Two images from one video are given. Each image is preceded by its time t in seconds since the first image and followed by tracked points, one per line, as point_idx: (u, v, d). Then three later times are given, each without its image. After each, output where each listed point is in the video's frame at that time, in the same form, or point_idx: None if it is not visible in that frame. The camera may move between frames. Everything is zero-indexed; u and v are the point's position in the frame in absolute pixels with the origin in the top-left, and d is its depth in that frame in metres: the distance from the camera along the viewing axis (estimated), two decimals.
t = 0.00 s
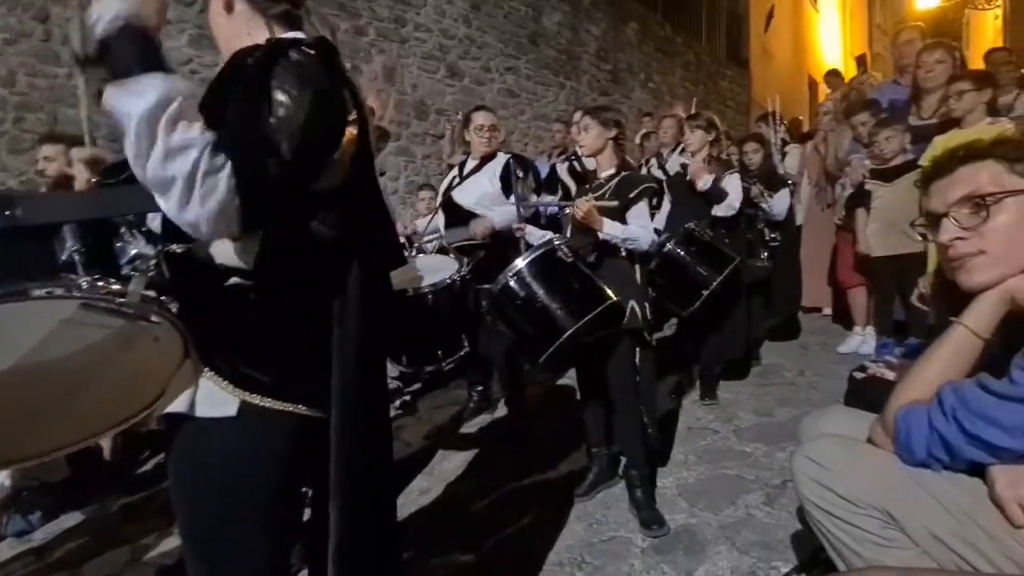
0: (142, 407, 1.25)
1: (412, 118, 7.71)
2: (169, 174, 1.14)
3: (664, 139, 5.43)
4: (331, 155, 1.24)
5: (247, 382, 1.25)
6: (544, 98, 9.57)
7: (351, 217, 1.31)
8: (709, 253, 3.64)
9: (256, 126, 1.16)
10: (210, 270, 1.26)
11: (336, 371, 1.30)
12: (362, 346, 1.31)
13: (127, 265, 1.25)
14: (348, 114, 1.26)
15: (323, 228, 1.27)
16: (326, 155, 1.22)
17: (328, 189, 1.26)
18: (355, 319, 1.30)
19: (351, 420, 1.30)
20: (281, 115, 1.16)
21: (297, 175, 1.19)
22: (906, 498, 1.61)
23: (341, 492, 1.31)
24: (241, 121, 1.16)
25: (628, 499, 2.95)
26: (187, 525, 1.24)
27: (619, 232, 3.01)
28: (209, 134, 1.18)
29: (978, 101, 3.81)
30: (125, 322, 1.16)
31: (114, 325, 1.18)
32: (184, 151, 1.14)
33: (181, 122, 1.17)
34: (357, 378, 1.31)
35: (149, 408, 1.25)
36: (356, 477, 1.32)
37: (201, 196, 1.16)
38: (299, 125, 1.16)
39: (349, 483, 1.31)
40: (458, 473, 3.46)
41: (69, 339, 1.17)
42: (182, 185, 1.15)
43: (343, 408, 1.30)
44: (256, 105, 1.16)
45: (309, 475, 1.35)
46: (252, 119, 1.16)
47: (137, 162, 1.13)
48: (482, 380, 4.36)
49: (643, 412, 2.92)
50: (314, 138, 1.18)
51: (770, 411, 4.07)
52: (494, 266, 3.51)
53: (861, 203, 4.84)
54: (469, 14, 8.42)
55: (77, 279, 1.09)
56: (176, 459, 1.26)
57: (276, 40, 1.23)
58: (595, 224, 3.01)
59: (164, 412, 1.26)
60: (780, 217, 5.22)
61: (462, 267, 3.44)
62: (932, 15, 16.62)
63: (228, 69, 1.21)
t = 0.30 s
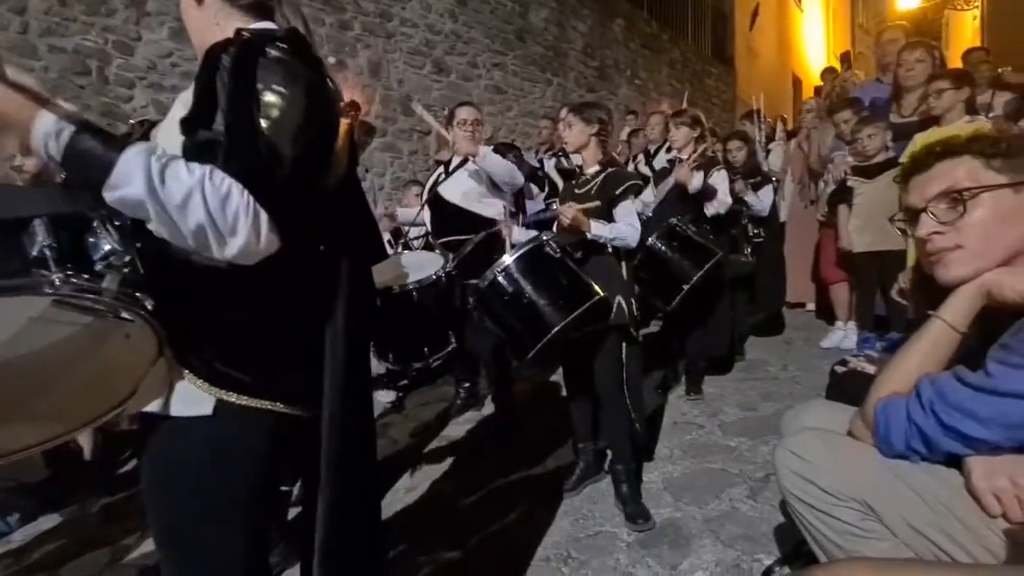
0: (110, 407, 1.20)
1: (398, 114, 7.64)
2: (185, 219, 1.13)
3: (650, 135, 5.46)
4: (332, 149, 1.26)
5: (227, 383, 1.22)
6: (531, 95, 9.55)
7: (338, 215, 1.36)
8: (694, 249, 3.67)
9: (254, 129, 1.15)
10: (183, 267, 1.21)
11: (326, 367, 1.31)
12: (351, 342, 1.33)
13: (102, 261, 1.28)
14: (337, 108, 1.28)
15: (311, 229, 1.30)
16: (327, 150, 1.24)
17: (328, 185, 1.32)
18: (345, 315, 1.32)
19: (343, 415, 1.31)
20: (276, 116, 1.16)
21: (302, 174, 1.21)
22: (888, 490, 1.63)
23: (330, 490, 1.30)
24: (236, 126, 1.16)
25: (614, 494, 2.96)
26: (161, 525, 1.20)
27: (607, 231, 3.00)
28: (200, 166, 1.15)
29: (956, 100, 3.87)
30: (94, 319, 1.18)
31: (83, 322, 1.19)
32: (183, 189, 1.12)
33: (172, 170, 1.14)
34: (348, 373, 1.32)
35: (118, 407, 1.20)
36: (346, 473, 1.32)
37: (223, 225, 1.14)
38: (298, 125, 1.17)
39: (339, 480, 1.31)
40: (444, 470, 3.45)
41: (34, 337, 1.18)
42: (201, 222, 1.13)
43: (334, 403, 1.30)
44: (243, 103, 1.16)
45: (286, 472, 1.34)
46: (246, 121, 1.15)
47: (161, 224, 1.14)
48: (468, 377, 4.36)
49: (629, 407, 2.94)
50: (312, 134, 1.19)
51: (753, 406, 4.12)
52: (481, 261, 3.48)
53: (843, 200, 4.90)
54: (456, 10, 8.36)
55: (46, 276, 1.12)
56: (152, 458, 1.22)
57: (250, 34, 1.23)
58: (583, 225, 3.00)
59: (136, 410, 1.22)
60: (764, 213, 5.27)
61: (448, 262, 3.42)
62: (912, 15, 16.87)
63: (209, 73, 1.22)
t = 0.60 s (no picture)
0: (89, 406, 1.19)
1: (388, 110, 7.59)
2: (158, 209, 1.11)
3: (640, 133, 5.49)
4: (310, 136, 1.27)
5: (207, 381, 1.20)
6: (522, 92, 9.53)
7: (319, 211, 1.34)
8: (684, 246, 3.69)
9: (228, 116, 1.15)
10: (165, 263, 1.19)
11: (307, 368, 1.30)
12: (333, 342, 1.32)
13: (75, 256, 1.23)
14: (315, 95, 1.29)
15: (287, 224, 1.27)
16: (305, 136, 1.24)
17: (307, 177, 1.32)
18: (326, 315, 1.31)
19: (324, 416, 1.30)
20: (252, 98, 1.16)
21: (280, 162, 1.22)
22: (872, 484, 1.66)
23: (313, 490, 1.30)
24: (210, 115, 1.15)
25: (603, 490, 2.98)
26: (144, 523, 1.20)
27: (602, 230, 3.00)
28: (172, 156, 1.14)
29: (940, 98, 3.91)
30: (73, 318, 1.14)
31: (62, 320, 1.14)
32: (155, 178, 1.11)
33: (141, 161, 1.13)
34: (330, 373, 1.31)
35: (98, 407, 1.19)
36: (328, 474, 1.31)
37: (197, 213, 1.12)
38: (274, 109, 1.17)
39: (320, 481, 1.30)
40: (433, 467, 3.45)
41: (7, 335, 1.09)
42: (175, 210, 1.11)
43: (316, 404, 1.30)
44: (216, 91, 1.16)
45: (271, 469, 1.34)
46: (221, 108, 1.15)
47: (134, 217, 1.13)
48: (458, 374, 4.37)
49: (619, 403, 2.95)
50: (288, 119, 1.20)
51: (742, 401, 4.15)
52: (472, 258, 3.50)
53: (831, 197, 4.93)
54: (446, 6, 8.31)
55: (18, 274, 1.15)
56: (131, 457, 1.20)
57: (223, 24, 1.22)
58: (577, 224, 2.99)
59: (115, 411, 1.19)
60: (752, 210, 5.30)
61: (438, 259, 3.42)
62: (898, 14, 17.03)
63: (182, 62, 1.20)
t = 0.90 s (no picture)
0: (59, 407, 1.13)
1: (378, 107, 7.54)
2: (118, 203, 1.11)
3: (630, 131, 5.52)
4: (284, 131, 1.24)
5: (183, 379, 1.20)
6: (512, 89, 9.52)
7: (301, 210, 1.32)
8: (673, 245, 3.71)
9: (193, 112, 1.14)
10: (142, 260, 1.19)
11: (286, 365, 1.28)
12: (312, 340, 1.30)
13: (43, 252, 1.10)
14: (292, 88, 1.27)
15: (268, 222, 1.25)
16: (276, 128, 1.21)
17: (281, 172, 1.26)
18: (304, 312, 1.30)
19: (303, 416, 1.28)
20: (220, 94, 1.15)
21: (247, 159, 1.18)
22: (855, 480, 1.68)
23: (294, 488, 1.28)
24: (179, 109, 1.14)
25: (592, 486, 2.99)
26: (122, 523, 1.19)
27: (589, 228, 3.01)
28: (136, 149, 1.13)
29: (925, 98, 3.96)
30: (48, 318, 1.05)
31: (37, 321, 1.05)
32: (116, 172, 1.10)
33: (104, 154, 1.12)
34: (311, 370, 1.30)
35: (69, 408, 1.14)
36: (309, 471, 1.29)
37: (157, 208, 1.11)
38: (242, 104, 1.16)
39: (299, 480, 1.28)
40: (422, 465, 3.45)
41: None
42: (135, 206, 1.11)
43: (295, 402, 1.27)
44: (188, 84, 1.15)
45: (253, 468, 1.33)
46: (187, 104, 1.14)
47: (97, 208, 1.12)
48: (449, 372, 4.36)
49: (608, 400, 2.96)
50: (258, 113, 1.18)
51: (730, 398, 4.18)
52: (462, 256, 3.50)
53: (819, 196, 4.97)
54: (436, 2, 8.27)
55: None
56: (105, 451, 1.21)
57: (201, 19, 1.22)
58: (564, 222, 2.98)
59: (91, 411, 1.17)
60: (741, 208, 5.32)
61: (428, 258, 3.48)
62: (886, 15, 17.20)
63: (157, 55, 1.20)
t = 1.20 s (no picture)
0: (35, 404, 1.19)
1: (368, 104, 7.49)
2: (85, 198, 1.10)
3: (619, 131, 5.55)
4: (257, 125, 1.22)
5: (159, 379, 1.19)
6: (503, 88, 9.50)
7: (282, 204, 1.30)
8: (662, 244, 3.73)
9: (161, 104, 1.12)
10: (120, 258, 1.18)
11: (261, 362, 1.27)
12: (287, 337, 1.29)
13: (10, 247, 1.11)
14: (267, 80, 1.24)
15: (246, 215, 1.23)
16: (248, 121, 1.20)
17: (258, 164, 1.23)
18: (278, 308, 1.28)
19: (276, 415, 1.27)
20: (190, 85, 1.13)
21: (216, 151, 1.17)
22: (837, 476, 1.70)
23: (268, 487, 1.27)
24: (145, 101, 1.13)
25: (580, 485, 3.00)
26: (100, 523, 1.19)
27: (575, 227, 3.02)
28: (102, 143, 1.12)
29: (910, 100, 4.01)
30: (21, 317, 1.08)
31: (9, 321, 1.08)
32: (83, 167, 1.10)
33: (70, 149, 1.11)
34: (286, 367, 1.28)
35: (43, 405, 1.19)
36: (285, 470, 1.28)
37: (125, 204, 1.11)
38: (212, 97, 1.14)
39: (275, 480, 1.27)
40: (411, 463, 3.45)
41: None
42: (102, 202, 1.10)
43: (269, 400, 1.26)
44: (155, 76, 1.13)
45: (233, 466, 1.32)
46: (155, 97, 1.13)
47: (62, 202, 1.11)
48: (438, 371, 4.35)
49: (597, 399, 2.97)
50: (227, 106, 1.16)
51: (718, 396, 4.21)
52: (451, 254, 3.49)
53: (807, 196, 5.02)
54: None
55: None
56: (79, 449, 1.20)
57: (175, 11, 1.21)
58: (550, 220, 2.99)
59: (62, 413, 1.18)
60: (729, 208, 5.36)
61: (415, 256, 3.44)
62: (872, 18, 17.39)
63: (129, 49, 1.20)
